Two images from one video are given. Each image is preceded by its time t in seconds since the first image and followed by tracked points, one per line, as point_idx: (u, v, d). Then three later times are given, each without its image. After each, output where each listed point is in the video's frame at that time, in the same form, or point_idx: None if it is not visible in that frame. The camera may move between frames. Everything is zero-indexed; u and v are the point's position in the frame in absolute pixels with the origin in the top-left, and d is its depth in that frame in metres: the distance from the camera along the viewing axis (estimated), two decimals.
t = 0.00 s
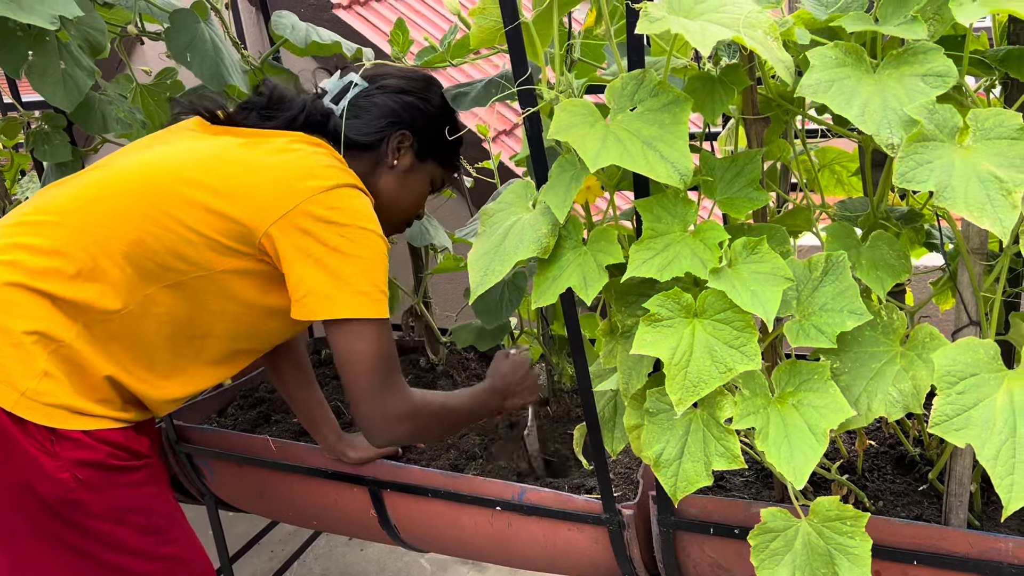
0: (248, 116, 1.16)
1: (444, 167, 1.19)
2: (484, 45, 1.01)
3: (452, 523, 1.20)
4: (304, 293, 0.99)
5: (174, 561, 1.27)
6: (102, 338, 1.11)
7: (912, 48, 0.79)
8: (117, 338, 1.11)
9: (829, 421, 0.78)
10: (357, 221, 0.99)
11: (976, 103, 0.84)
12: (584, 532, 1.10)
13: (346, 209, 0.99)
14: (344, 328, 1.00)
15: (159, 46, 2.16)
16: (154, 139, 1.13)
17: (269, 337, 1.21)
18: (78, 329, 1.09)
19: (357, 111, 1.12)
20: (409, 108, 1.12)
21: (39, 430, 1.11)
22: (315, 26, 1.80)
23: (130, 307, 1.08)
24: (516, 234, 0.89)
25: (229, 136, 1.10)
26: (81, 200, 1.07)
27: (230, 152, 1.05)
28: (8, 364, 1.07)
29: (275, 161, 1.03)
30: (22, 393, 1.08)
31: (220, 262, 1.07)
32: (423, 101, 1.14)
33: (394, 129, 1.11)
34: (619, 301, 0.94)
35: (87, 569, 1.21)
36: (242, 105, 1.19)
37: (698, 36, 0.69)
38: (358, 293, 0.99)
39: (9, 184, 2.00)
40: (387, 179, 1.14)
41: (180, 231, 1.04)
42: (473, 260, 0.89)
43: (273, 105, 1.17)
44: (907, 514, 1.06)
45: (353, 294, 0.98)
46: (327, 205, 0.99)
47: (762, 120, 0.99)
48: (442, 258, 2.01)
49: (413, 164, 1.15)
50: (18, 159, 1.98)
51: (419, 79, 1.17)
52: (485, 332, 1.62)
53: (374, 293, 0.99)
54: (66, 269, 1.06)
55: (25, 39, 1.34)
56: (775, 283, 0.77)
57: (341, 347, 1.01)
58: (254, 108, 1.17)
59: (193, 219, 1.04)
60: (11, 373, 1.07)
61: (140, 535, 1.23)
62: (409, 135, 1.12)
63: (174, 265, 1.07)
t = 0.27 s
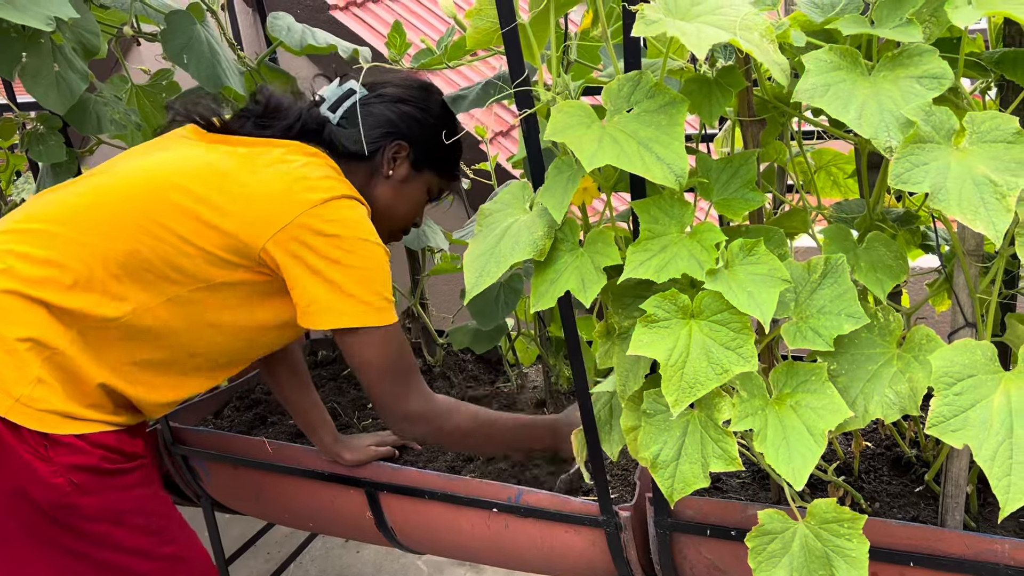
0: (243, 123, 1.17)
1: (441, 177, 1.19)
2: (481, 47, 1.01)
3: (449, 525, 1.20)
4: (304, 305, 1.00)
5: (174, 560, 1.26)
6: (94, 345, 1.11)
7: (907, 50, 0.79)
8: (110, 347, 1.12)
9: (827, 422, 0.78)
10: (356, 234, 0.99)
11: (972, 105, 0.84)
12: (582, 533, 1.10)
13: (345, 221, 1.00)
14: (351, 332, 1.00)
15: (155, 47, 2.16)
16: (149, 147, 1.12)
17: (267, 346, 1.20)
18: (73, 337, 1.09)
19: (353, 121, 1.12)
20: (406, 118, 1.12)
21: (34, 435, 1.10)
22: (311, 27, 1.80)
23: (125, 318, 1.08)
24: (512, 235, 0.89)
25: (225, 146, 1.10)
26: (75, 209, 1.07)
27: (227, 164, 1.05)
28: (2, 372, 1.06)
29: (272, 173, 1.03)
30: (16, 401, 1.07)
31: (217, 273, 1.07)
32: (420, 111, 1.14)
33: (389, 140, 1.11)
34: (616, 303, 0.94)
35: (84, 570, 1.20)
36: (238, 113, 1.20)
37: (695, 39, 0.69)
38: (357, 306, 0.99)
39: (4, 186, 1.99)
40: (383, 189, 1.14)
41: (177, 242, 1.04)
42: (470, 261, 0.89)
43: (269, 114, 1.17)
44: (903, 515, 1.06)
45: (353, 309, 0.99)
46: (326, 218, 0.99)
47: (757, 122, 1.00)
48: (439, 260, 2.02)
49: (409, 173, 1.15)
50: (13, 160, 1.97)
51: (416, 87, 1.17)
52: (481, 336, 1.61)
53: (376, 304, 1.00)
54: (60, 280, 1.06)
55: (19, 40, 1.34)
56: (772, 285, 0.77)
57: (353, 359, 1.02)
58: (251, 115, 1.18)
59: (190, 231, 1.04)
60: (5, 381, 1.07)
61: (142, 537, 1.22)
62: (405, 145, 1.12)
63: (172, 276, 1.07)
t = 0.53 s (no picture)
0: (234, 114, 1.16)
1: (438, 165, 1.18)
2: (479, 45, 1.01)
3: (446, 526, 1.20)
4: (293, 283, 0.98)
5: (162, 563, 1.26)
6: (85, 337, 1.10)
7: (907, 49, 0.79)
8: (101, 338, 1.11)
9: (825, 423, 0.78)
10: (342, 206, 0.98)
11: (971, 105, 0.84)
12: (579, 534, 1.10)
13: (331, 195, 0.99)
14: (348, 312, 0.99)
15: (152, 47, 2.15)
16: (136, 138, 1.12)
17: (258, 334, 1.19)
18: (63, 330, 1.09)
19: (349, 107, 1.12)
20: (401, 103, 1.12)
21: (23, 430, 1.10)
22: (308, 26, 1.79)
23: (114, 307, 1.07)
24: (510, 235, 0.88)
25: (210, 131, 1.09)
26: (62, 200, 1.07)
27: (211, 145, 1.05)
28: None
29: (256, 151, 1.02)
30: (7, 394, 1.08)
31: (205, 257, 1.06)
32: (415, 97, 1.13)
33: (383, 125, 1.11)
34: (613, 303, 0.94)
35: (74, 569, 1.20)
36: (230, 103, 1.18)
37: (693, 38, 0.69)
38: (346, 280, 0.98)
39: None
40: (377, 176, 1.14)
41: (163, 226, 1.04)
42: (467, 260, 0.88)
43: (259, 102, 1.16)
44: (901, 516, 1.06)
45: (341, 282, 0.97)
46: (310, 192, 0.98)
47: (756, 121, 0.99)
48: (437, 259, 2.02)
49: (404, 161, 1.14)
50: (9, 160, 1.96)
51: (414, 76, 1.17)
52: (478, 336, 1.61)
53: (366, 278, 0.98)
54: (49, 270, 1.06)
55: (14, 39, 1.34)
56: (771, 285, 0.77)
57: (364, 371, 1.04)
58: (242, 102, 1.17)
59: (175, 214, 1.03)
60: None
61: (130, 536, 1.22)
62: (400, 131, 1.12)
63: (159, 261, 1.06)
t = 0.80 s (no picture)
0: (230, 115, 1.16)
1: (433, 164, 1.18)
2: (475, 44, 1.00)
3: (441, 526, 1.19)
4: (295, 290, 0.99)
5: (161, 561, 1.25)
6: (83, 339, 1.09)
7: (904, 49, 0.79)
8: (99, 340, 1.10)
9: (822, 423, 0.78)
10: (342, 213, 0.98)
11: (968, 105, 0.84)
12: (575, 534, 1.09)
13: (332, 201, 0.99)
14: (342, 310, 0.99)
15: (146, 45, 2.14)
16: (134, 139, 1.12)
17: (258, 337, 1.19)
18: (60, 331, 1.08)
19: (344, 106, 1.12)
20: (395, 103, 1.12)
21: (20, 430, 1.10)
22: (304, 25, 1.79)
23: (114, 311, 1.07)
24: (506, 235, 0.88)
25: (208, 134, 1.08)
26: (61, 202, 1.06)
27: (211, 148, 1.04)
28: None
29: (256, 156, 1.02)
30: (4, 396, 1.07)
31: (206, 262, 1.06)
32: (410, 96, 1.13)
33: (378, 125, 1.10)
34: (609, 303, 0.94)
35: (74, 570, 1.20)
36: (225, 103, 1.19)
37: (690, 37, 0.69)
38: (349, 289, 0.98)
39: None
40: (373, 175, 1.14)
41: (163, 231, 1.03)
42: (463, 260, 0.88)
43: (256, 104, 1.17)
44: (898, 516, 1.05)
45: (344, 291, 0.97)
46: (312, 198, 0.98)
47: (753, 121, 0.99)
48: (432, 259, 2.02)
49: (399, 160, 1.14)
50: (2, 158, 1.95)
51: (409, 75, 1.16)
52: (474, 335, 1.60)
53: (367, 284, 0.98)
54: (48, 272, 1.05)
55: (9, 36, 1.32)
56: (768, 285, 0.77)
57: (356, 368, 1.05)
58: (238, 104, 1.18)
59: (174, 219, 1.02)
60: None
61: (128, 536, 1.21)
62: (395, 130, 1.11)
63: (160, 265, 1.06)
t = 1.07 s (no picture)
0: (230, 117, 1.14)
1: (433, 172, 1.17)
2: (472, 44, 1.00)
3: (438, 528, 1.19)
4: (298, 293, 0.98)
5: (158, 563, 1.26)
6: (81, 342, 1.09)
7: (902, 49, 0.78)
8: (97, 343, 1.10)
9: (820, 424, 0.78)
10: (346, 217, 0.97)
11: (966, 106, 0.83)
12: (572, 535, 1.09)
13: (335, 204, 0.98)
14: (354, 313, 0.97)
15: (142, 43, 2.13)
16: (134, 141, 1.11)
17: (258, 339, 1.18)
18: (59, 333, 1.07)
19: (345, 112, 1.11)
20: (397, 111, 1.11)
21: (17, 431, 1.09)
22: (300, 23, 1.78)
23: (113, 313, 1.06)
24: (504, 234, 0.88)
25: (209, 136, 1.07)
26: (60, 204, 1.05)
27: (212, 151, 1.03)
28: None
29: (258, 159, 1.01)
30: (3, 396, 1.06)
31: (205, 265, 1.05)
32: (411, 104, 1.12)
33: (380, 132, 1.09)
34: (607, 303, 0.94)
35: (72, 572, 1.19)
36: (227, 105, 1.17)
37: (689, 37, 0.68)
38: (352, 292, 0.97)
39: None
40: (372, 182, 1.12)
41: (164, 234, 1.02)
42: (460, 259, 0.87)
43: (258, 105, 1.16)
44: (895, 517, 1.05)
45: (349, 295, 0.96)
46: (315, 202, 0.97)
47: (750, 121, 0.99)
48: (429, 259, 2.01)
49: (400, 167, 1.13)
50: None
51: (409, 82, 1.16)
52: (471, 336, 1.60)
53: (371, 288, 0.97)
54: (48, 273, 1.05)
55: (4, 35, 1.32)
56: (766, 286, 0.77)
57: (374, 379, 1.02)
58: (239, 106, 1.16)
59: (174, 221, 1.02)
60: None
61: (125, 537, 1.21)
62: (396, 137, 1.10)
63: (161, 268, 1.05)
